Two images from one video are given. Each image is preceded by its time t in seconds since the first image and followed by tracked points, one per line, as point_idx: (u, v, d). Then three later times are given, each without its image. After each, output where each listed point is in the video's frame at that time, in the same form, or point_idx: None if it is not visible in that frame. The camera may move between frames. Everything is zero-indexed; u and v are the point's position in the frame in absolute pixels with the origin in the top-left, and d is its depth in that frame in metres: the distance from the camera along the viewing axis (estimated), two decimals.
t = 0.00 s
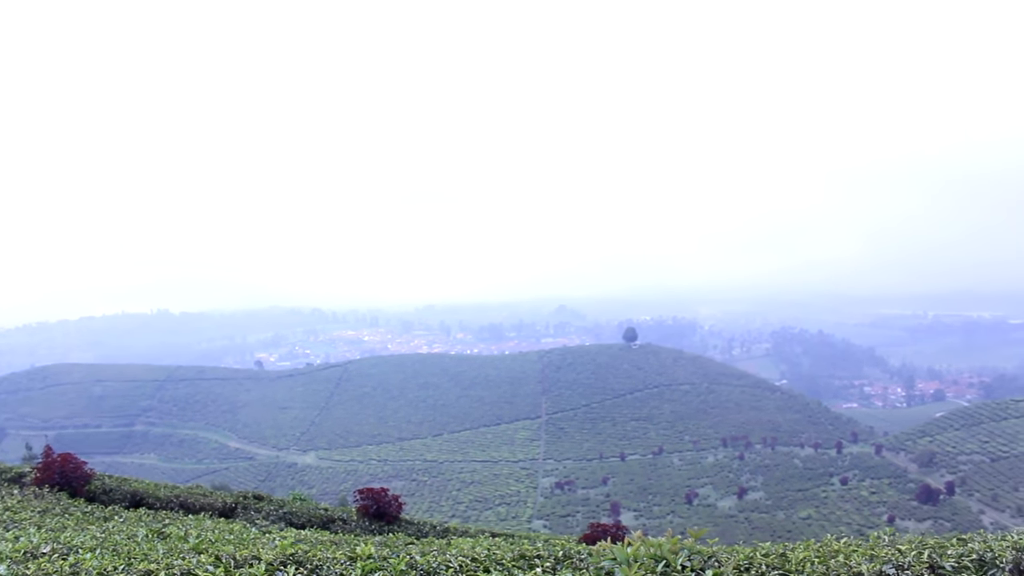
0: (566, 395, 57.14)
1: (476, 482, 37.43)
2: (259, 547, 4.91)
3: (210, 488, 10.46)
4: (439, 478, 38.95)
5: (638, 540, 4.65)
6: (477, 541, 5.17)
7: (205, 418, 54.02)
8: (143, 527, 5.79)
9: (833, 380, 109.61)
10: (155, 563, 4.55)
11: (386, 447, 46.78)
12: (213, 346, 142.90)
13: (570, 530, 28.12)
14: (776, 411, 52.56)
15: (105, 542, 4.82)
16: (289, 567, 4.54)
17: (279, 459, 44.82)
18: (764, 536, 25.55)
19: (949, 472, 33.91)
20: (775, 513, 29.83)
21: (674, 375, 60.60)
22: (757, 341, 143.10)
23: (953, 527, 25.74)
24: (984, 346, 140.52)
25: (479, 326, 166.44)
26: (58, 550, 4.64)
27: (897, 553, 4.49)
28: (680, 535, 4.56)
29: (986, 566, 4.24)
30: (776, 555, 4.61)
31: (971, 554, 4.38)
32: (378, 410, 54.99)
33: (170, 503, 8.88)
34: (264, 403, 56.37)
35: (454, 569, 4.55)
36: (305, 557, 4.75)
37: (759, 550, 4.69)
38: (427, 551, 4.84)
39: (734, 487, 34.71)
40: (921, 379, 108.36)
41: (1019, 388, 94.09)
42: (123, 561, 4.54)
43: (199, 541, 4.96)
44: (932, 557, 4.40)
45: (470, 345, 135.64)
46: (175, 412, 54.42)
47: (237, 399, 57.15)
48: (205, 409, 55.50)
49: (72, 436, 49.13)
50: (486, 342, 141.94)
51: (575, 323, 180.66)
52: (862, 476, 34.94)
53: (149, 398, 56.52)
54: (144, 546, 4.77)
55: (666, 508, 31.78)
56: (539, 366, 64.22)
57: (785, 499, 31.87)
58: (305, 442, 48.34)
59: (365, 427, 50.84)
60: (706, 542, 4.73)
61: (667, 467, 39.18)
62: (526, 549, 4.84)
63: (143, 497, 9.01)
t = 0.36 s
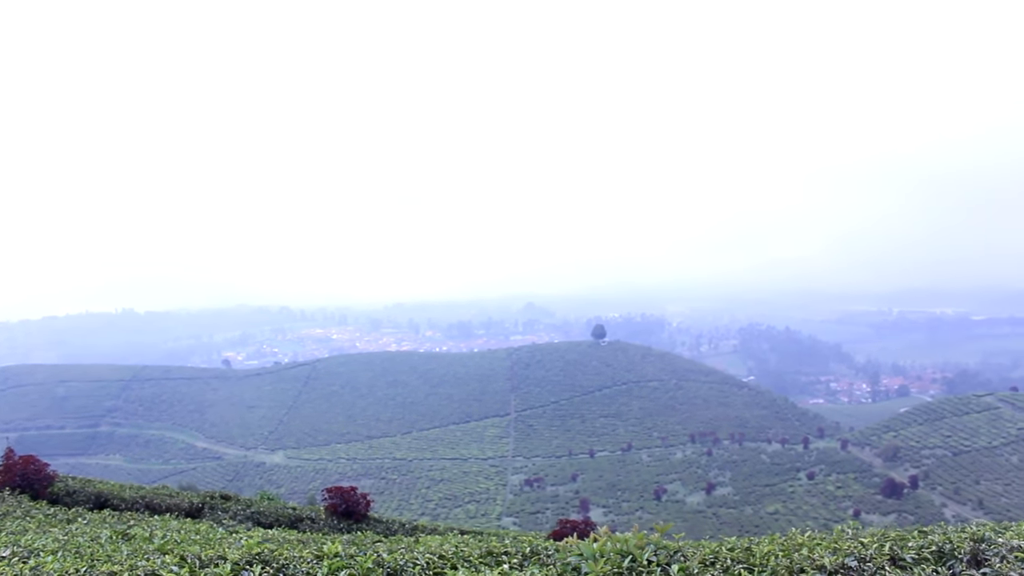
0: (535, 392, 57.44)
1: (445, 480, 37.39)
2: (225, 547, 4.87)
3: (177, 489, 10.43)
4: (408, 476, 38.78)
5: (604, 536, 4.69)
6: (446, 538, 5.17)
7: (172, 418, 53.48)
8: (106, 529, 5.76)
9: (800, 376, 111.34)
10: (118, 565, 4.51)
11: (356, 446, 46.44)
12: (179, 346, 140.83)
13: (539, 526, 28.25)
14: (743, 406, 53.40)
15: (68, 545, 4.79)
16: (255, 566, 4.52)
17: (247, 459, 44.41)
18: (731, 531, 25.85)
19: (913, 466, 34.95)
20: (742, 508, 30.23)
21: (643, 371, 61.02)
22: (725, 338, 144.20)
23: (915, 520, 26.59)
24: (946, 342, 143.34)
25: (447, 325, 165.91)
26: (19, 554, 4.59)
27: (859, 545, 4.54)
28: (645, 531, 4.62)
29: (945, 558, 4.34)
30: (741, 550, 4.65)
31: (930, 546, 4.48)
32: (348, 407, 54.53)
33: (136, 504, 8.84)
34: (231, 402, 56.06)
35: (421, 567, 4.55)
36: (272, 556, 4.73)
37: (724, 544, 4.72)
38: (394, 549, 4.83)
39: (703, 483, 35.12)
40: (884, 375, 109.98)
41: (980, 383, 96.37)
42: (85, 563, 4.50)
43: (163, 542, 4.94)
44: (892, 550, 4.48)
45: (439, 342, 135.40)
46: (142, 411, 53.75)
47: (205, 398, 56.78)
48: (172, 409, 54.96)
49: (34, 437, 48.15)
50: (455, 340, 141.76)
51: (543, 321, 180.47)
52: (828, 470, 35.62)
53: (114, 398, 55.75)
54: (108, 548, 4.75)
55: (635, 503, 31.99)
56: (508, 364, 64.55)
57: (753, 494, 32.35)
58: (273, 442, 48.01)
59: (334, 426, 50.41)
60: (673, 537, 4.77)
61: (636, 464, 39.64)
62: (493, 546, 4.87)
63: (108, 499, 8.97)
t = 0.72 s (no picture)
0: (511, 387, 57.77)
1: (420, 474, 37.28)
2: (198, 541, 4.85)
3: (148, 483, 10.32)
4: (383, 470, 38.57)
5: (577, 530, 4.71)
6: (420, 532, 5.15)
7: (146, 411, 53.03)
8: (76, 524, 5.70)
9: (775, 371, 112.55)
10: (88, 560, 4.46)
11: (331, 439, 46.18)
12: (153, 339, 139.24)
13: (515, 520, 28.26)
14: (718, 401, 54.00)
15: (37, 540, 4.74)
16: (227, 562, 4.48)
17: (221, 452, 44.03)
18: (705, 525, 26.01)
19: (884, 461, 35.64)
20: (716, 502, 30.51)
21: (619, 366, 61.49)
22: (700, 333, 145.16)
23: (886, 513, 26.83)
24: (918, 337, 145.66)
25: (423, 318, 165.68)
26: None
27: (831, 539, 4.57)
28: (618, 524, 4.63)
29: (913, 551, 4.40)
30: (714, 543, 4.66)
31: (900, 539, 4.53)
32: (323, 401, 54.31)
33: (108, 498, 8.78)
34: (206, 396, 55.75)
35: (395, 561, 4.54)
36: (244, 550, 4.70)
37: (697, 538, 4.73)
38: (367, 543, 4.83)
39: (677, 477, 35.41)
40: (858, 370, 111.31)
41: (951, 379, 97.90)
42: (56, 557, 4.46)
43: (134, 537, 4.89)
44: (862, 542, 4.51)
45: (415, 336, 135.35)
46: (115, 405, 53.29)
47: (179, 391, 56.44)
48: (146, 402, 54.53)
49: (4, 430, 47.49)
50: (431, 333, 141.61)
51: (519, 314, 180.81)
52: (801, 465, 36.12)
53: (86, 390, 55.16)
54: (78, 543, 4.71)
55: (611, 497, 32.12)
56: (484, 358, 64.76)
57: (727, 488, 32.68)
58: (248, 435, 47.76)
59: (309, 420, 50.09)
60: (647, 531, 4.78)
61: (611, 458, 39.94)
62: (466, 539, 4.85)
63: (79, 492, 8.87)
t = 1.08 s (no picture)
0: (488, 384, 57.90)
1: (397, 471, 37.10)
2: (171, 540, 4.80)
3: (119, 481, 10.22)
4: (360, 467, 38.31)
5: (554, 529, 4.70)
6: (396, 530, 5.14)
7: (120, 408, 52.62)
8: (47, 523, 5.67)
9: (751, 369, 113.37)
10: (59, 559, 4.42)
11: (307, 437, 45.91)
12: (127, 335, 137.67)
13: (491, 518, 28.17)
14: (694, 399, 54.40)
15: (7, 539, 4.69)
16: (201, 559, 4.45)
17: (196, 450, 43.68)
18: (681, 522, 26.12)
19: (859, 458, 36.14)
20: (693, 500, 30.63)
21: (596, 364, 61.81)
22: (677, 331, 145.96)
23: (860, 510, 26.99)
24: (892, 335, 147.53)
25: (401, 316, 165.47)
26: None
27: (805, 536, 4.58)
28: (594, 523, 4.62)
29: (885, 547, 4.42)
30: (688, 541, 4.67)
31: (872, 536, 4.54)
32: (300, 397, 54.07)
33: (80, 496, 8.68)
34: (181, 392, 55.35)
35: (371, 560, 4.52)
36: (219, 547, 4.69)
37: (672, 536, 4.74)
38: (343, 541, 4.80)
39: (654, 475, 35.56)
40: (834, 368, 112.48)
41: (926, 377, 99.01)
42: (26, 557, 4.43)
43: (106, 536, 4.86)
44: (837, 540, 4.50)
45: (392, 333, 135.43)
46: (88, 401, 52.83)
47: (154, 388, 56.02)
48: (120, 399, 54.08)
49: None
50: (408, 331, 141.51)
51: (497, 312, 181.03)
52: (776, 463, 36.48)
53: (59, 387, 54.65)
54: (50, 542, 4.68)
55: (587, 495, 32.18)
56: (462, 355, 64.71)
57: (704, 486, 32.90)
58: (223, 432, 47.47)
59: (285, 417, 49.78)
60: (623, 529, 4.78)
61: (588, 455, 40.12)
62: (443, 537, 4.84)
63: (51, 490, 8.77)
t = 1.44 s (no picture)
0: (470, 382, 57.84)
1: (378, 470, 36.92)
2: (150, 539, 4.76)
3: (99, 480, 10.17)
4: (341, 467, 38.10)
5: (533, 527, 4.69)
6: (377, 528, 5.14)
7: (99, 406, 52.29)
8: (26, 523, 5.64)
9: (732, 369, 113.74)
10: (35, 558, 4.38)
11: (288, 436, 45.68)
12: (107, 333, 136.57)
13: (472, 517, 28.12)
14: (676, 398, 54.70)
15: None
16: (179, 560, 4.41)
17: (176, 449, 43.39)
18: (661, 521, 26.17)
19: (839, 457, 36.32)
20: (674, 499, 30.70)
21: (578, 363, 62.01)
22: (658, 330, 146.40)
23: (839, 509, 27.22)
24: (872, 336, 148.82)
25: (382, 314, 165.01)
26: None
27: (784, 534, 4.58)
28: (575, 521, 4.63)
29: (864, 545, 4.41)
30: (670, 539, 4.66)
31: (853, 534, 4.51)
32: (281, 395, 53.83)
33: (58, 496, 8.61)
34: (161, 391, 54.99)
35: (351, 559, 4.51)
36: (198, 547, 4.63)
37: (653, 534, 4.74)
38: (323, 540, 4.79)
39: (635, 473, 35.69)
40: (814, 368, 113.25)
41: (905, 376, 99.64)
42: (4, 557, 4.39)
43: (84, 536, 4.83)
44: (816, 538, 4.50)
45: (373, 332, 135.15)
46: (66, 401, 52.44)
47: (134, 386, 55.65)
48: (99, 397, 53.72)
49: None
50: (389, 329, 141.12)
51: (478, 311, 181.09)
52: (756, 462, 36.74)
53: (37, 386, 54.22)
54: (26, 543, 4.63)
55: (568, 494, 32.23)
56: (443, 354, 64.42)
57: (684, 485, 33.01)
58: (204, 432, 47.21)
59: (266, 416, 49.51)
60: (603, 527, 4.79)
61: (569, 454, 40.20)
62: (423, 536, 4.83)
63: (29, 490, 8.69)
